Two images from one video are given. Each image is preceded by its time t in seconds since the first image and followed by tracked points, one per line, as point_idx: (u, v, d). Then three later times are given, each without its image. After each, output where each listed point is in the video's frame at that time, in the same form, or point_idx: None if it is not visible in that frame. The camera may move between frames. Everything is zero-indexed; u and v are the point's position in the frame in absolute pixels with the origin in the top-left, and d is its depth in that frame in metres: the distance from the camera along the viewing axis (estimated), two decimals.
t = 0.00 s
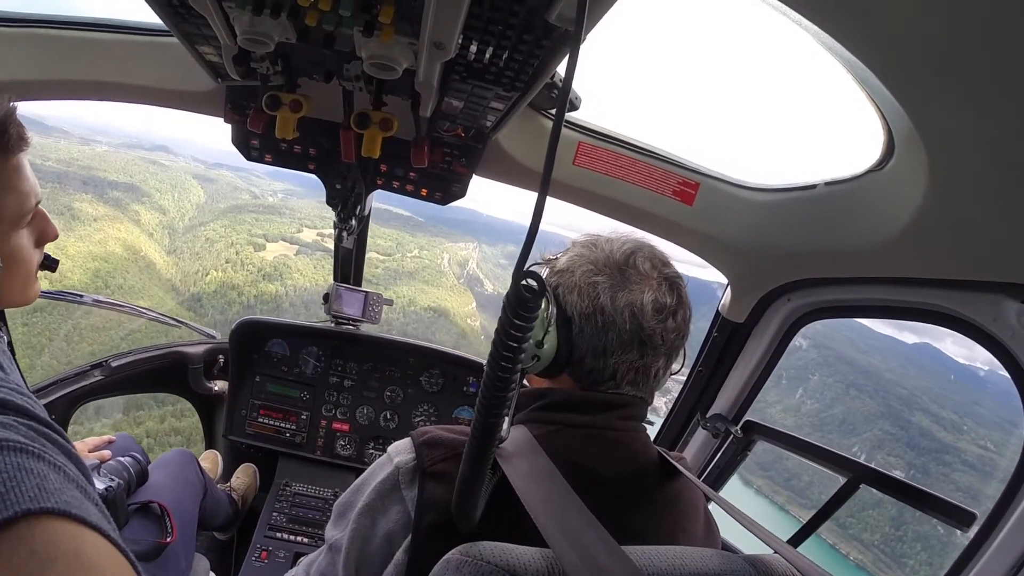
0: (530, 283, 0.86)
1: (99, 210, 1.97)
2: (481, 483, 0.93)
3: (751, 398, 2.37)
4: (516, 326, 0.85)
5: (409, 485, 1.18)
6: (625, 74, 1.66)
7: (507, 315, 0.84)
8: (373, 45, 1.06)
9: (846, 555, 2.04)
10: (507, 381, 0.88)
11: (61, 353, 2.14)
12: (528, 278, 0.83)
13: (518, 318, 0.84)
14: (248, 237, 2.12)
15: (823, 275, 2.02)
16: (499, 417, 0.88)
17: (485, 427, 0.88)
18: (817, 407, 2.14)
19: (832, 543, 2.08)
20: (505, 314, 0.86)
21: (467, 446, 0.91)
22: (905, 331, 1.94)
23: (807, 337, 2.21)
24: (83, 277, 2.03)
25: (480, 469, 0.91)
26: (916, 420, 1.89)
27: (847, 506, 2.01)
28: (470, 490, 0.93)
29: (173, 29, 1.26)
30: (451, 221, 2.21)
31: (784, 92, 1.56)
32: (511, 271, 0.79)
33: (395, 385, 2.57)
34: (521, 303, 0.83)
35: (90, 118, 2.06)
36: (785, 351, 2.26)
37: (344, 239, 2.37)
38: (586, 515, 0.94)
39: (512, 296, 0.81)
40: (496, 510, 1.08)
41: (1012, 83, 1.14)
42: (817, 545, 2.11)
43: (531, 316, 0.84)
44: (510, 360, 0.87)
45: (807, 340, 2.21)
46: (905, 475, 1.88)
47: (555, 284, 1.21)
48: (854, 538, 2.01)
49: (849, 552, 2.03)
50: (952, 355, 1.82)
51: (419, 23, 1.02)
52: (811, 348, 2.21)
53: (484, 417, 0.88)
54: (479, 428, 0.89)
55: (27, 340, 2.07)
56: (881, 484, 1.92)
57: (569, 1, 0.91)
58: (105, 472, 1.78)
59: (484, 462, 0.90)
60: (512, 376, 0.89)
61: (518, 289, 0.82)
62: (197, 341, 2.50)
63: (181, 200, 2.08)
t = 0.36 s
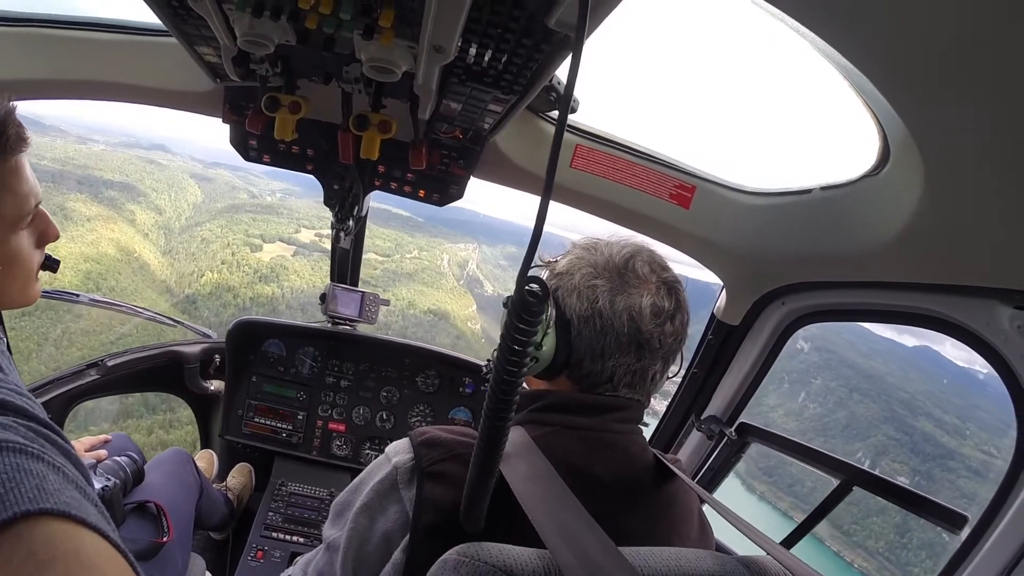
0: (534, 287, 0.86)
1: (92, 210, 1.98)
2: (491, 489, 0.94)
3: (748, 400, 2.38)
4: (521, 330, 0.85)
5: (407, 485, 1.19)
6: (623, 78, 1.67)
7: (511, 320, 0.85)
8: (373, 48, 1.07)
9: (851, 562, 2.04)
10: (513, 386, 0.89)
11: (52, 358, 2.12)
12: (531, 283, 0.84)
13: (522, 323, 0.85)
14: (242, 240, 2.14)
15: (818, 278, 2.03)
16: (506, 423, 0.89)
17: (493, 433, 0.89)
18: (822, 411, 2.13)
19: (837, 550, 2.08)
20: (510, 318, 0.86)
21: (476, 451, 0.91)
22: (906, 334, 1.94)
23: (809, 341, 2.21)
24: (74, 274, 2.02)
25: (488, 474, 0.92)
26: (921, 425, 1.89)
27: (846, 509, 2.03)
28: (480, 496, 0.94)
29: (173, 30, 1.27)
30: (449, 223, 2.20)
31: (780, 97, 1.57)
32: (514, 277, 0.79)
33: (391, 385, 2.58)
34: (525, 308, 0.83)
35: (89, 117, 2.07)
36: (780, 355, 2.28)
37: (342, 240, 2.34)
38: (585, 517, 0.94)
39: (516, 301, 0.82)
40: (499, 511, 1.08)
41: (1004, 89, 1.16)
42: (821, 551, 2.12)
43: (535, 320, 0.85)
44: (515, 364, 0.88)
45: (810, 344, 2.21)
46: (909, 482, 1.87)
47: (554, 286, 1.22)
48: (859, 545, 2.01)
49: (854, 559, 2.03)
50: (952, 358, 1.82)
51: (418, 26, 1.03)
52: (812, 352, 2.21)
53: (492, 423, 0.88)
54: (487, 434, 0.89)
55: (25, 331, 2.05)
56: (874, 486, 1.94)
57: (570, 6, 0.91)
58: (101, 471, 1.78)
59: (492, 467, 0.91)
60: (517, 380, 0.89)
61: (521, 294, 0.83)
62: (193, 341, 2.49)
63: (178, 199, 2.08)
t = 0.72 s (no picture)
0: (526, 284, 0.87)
1: (91, 211, 2.00)
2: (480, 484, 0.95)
3: (748, 402, 2.38)
4: (512, 327, 0.86)
5: (407, 486, 1.19)
6: (624, 78, 1.66)
7: (503, 317, 0.85)
8: (373, 47, 1.07)
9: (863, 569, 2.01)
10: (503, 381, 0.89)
11: (55, 357, 2.15)
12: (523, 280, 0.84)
13: (513, 320, 0.85)
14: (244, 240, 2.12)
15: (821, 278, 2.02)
16: (495, 418, 0.90)
17: (481, 427, 0.90)
18: (830, 415, 2.12)
19: (849, 557, 2.05)
20: (501, 315, 0.86)
21: (464, 446, 0.92)
22: (911, 334, 1.93)
23: (818, 342, 2.19)
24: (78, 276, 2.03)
25: (477, 470, 0.92)
26: (931, 429, 1.87)
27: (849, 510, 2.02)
28: (469, 491, 0.94)
29: (174, 30, 1.27)
30: (454, 222, 2.21)
31: (783, 96, 1.56)
32: (508, 274, 0.80)
33: (393, 385, 2.58)
34: (517, 305, 0.84)
35: (91, 117, 2.07)
36: (780, 358, 2.28)
37: (344, 239, 2.35)
38: (581, 514, 0.95)
39: (507, 298, 0.82)
40: (494, 511, 1.09)
41: (1009, 88, 1.15)
42: (832, 556, 2.10)
43: (526, 318, 0.85)
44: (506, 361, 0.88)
45: (818, 345, 2.19)
46: (921, 486, 1.84)
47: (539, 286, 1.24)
48: (871, 551, 1.98)
49: (866, 566, 2.00)
50: (958, 359, 1.80)
51: (419, 26, 1.02)
52: (820, 353, 2.18)
53: (481, 418, 0.89)
54: (475, 429, 0.90)
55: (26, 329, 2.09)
56: (876, 486, 1.94)
57: (571, 5, 0.91)
58: (103, 471, 1.78)
59: (480, 462, 0.92)
60: (507, 375, 0.90)
61: (513, 291, 0.83)
62: (195, 341, 2.47)
63: (181, 199, 2.09)
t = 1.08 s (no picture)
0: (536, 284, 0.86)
1: (89, 206, 2.00)
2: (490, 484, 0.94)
3: (750, 397, 2.38)
4: (523, 327, 0.85)
5: (406, 481, 1.18)
6: (626, 72, 1.65)
7: (513, 317, 0.84)
8: (373, 41, 1.06)
9: (871, 572, 1.99)
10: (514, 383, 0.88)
11: (59, 346, 2.19)
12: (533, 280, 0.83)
13: (524, 320, 0.84)
14: (245, 234, 2.12)
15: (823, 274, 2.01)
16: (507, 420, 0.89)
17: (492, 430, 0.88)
18: (836, 415, 2.08)
19: (856, 559, 2.03)
20: (512, 315, 0.85)
21: (474, 448, 0.91)
22: (915, 333, 1.91)
23: (823, 340, 2.17)
24: (88, 271, 2.07)
25: (487, 471, 0.92)
26: (938, 429, 1.83)
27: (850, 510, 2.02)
28: (479, 491, 0.93)
29: (171, 24, 1.25)
30: (456, 216, 2.20)
31: (787, 92, 1.55)
32: (518, 275, 0.79)
33: (394, 379, 2.57)
34: (528, 306, 0.83)
35: (92, 112, 2.07)
36: (782, 355, 2.28)
37: (344, 233, 2.34)
38: (583, 513, 0.93)
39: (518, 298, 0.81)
40: (499, 508, 1.08)
41: (1016, 84, 1.13)
42: (839, 557, 2.07)
43: (537, 318, 0.84)
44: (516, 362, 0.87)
45: (823, 342, 2.17)
46: (929, 487, 1.82)
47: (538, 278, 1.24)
48: (878, 553, 1.95)
49: (873, 568, 1.98)
50: (961, 356, 1.78)
51: (419, 20, 1.01)
52: (825, 352, 2.16)
53: (492, 420, 0.88)
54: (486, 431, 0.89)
55: (29, 324, 2.13)
56: (872, 482, 1.93)
57: None
58: (104, 467, 1.78)
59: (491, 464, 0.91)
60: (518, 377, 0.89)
61: (524, 291, 0.82)
62: (195, 336, 2.48)
63: (181, 194, 2.07)
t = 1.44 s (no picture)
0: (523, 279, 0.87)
1: (84, 210, 1.97)
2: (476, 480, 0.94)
3: (752, 394, 2.38)
4: (510, 322, 0.86)
5: (407, 480, 1.19)
6: (626, 70, 1.65)
7: (501, 312, 0.86)
8: (373, 40, 1.06)
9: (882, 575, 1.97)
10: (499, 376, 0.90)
11: (60, 347, 2.19)
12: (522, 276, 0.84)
13: (512, 315, 0.85)
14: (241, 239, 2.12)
15: (824, 272, 2.01)
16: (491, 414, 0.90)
17: (478, 424, 0.90)
18: (843, 413, 2.08)
19: (865, 563, 2.01)
20: (499, 309, 0.87)
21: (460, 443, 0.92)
22: (918, 329, 1.90)
23: (828, 339, 2.16)
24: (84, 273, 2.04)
25: (471, 467, 0.92)
26: (947, 429, 1.83)
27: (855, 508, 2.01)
28: (464, 487, 0.94)
29: (171, 24, 1.25)
30: (456, 215, 2.20)
31: (787, 89, 1.55)
32: (507, 270, 0.80)
33: (395, 379, 2.57)
34: (516, 301, 0.84)
35: (93, 114, 2.07)
36: (786, 348, 2.26)
37: (345, 233, 2.36)
38: (584, 511, 0.93)
39: (506, 293, 0.82)
40: (491, 505, 1.09)
41: (1017, 80, 1.13)
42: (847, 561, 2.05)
43: (524, 313, 0.86)
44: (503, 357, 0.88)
45: (827, 341, 2.16)
46: (939, 488, 1.81)
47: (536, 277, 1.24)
48: (889, 556, 1.94)
49: (884, 570, 1.97)
50: (964, 353, 1.79)
51: (419, 18, 1.01)
52: (830, 350, 2.15)
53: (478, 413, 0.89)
54: (472, 426, 0.90)
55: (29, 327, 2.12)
56: (876, 479, 1.93)
57: None
58: (105, 467, 1.78)
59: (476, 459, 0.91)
60: (504, 371, 0.90)
61: (512, 287, 0.83)
62: (196, 337, 2.48)
63: (177, 197, 2.05)
